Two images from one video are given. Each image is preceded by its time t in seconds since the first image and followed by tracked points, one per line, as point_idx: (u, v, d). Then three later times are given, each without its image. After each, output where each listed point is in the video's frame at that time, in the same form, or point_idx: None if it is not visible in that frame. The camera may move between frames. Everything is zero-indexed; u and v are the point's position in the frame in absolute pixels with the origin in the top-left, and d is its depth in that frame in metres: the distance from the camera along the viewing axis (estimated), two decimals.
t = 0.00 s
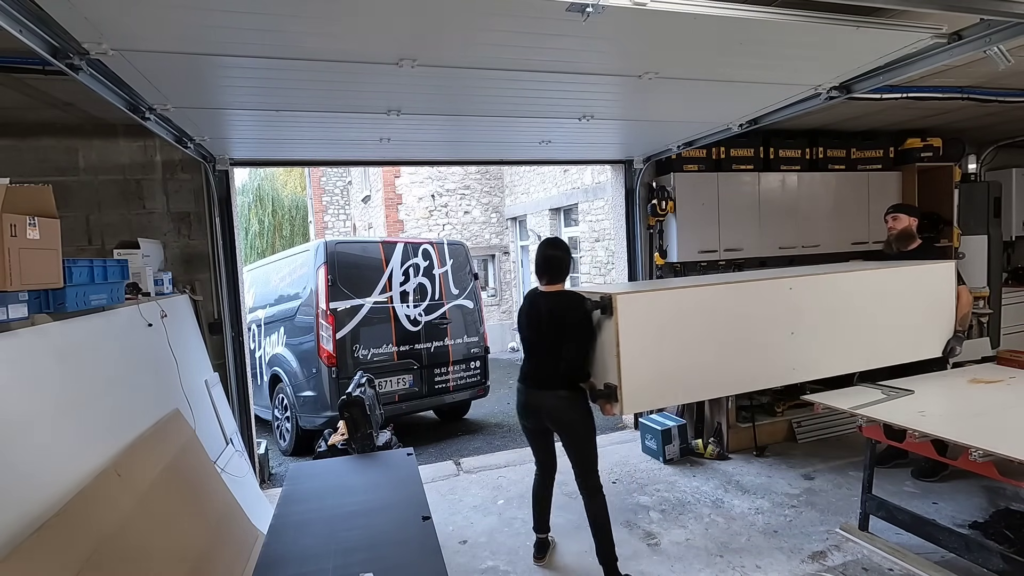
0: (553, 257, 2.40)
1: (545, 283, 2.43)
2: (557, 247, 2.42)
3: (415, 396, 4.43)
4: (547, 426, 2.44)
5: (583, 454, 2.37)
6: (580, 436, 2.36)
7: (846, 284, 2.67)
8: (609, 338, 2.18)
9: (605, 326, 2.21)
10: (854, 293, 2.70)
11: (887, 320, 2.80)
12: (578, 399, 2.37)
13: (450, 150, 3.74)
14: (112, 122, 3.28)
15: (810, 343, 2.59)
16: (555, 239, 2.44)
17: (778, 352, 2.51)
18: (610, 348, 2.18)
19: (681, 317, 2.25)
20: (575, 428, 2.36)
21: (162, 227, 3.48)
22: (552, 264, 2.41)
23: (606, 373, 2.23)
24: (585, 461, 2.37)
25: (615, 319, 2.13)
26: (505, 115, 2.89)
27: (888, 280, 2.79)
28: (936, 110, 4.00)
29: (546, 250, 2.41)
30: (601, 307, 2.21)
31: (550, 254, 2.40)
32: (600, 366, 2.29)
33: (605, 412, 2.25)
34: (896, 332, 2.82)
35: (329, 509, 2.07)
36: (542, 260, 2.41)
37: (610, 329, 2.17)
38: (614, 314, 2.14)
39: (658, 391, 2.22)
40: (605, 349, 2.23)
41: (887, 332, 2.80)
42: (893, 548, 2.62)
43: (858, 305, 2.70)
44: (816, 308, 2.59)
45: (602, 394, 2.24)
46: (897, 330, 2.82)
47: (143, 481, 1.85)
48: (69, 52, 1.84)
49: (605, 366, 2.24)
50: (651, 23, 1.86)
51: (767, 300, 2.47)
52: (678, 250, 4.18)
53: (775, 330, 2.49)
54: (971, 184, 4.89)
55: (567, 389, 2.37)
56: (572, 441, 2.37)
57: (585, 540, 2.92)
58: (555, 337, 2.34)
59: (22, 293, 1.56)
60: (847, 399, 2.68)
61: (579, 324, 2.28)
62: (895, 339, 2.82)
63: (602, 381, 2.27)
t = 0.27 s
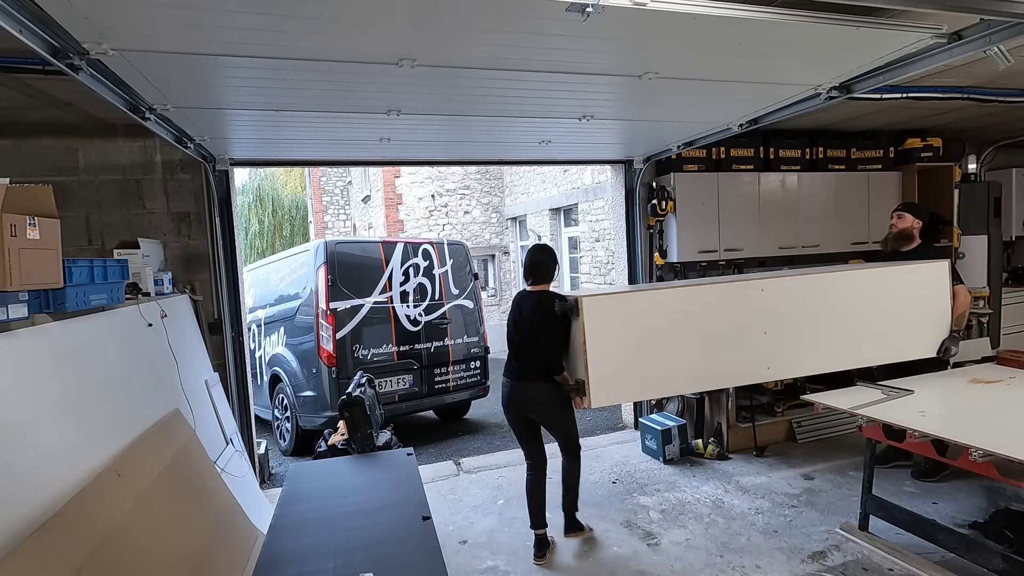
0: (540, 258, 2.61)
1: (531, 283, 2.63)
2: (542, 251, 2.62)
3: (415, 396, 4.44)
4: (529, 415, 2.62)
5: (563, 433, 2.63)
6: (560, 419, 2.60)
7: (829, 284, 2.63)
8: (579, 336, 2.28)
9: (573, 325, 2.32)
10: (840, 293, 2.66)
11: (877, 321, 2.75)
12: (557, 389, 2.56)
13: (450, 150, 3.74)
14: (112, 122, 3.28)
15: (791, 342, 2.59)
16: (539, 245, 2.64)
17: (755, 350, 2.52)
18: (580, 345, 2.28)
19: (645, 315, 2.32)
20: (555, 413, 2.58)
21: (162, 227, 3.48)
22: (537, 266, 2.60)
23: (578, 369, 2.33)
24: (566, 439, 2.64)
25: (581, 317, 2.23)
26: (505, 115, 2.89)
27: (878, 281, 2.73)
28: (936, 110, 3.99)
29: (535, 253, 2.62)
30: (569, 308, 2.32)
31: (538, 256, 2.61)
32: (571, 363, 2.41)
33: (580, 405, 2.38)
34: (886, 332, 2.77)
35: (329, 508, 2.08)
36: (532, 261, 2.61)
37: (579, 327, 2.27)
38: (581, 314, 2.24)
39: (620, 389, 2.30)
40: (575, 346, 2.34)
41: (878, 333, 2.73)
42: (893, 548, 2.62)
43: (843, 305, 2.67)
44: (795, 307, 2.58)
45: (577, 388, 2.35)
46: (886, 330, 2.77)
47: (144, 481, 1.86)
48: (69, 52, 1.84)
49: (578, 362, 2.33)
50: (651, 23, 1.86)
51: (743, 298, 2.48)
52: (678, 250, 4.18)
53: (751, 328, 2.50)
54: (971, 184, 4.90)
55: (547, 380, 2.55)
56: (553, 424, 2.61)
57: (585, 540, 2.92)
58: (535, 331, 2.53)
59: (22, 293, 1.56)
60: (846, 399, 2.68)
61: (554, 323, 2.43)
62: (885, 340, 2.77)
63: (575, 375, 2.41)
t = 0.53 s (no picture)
0: (529, 262, 2.77)
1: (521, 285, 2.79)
2: (532, 254, 2.78)
3: (415, 396, 4.44)
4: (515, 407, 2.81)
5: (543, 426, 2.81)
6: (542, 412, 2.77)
7: (802, 285, 2.64)
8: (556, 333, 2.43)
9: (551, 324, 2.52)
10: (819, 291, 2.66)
11: (856, 323, 2.71)
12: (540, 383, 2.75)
13: (450, 150, 3.74)
14: (112, 122, 3.28)
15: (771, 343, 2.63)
16: (531, 248, 2.79)
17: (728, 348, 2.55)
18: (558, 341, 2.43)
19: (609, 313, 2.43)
20: (537, 406, 2.76)
21: (162, 227, 3.48)
22: (528, 268, 2.77)
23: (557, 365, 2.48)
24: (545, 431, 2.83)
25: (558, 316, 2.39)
26: (505, 115, 2.89)
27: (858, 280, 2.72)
28: (936, 110, 3.99)
29: (526, 256, 2.77)
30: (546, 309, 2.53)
31: (528, 260, 2.76)
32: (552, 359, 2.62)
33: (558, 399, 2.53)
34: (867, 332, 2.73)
35: (329, 508, 2.08)
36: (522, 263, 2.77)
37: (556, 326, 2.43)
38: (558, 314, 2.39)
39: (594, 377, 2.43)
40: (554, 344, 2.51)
41: (864, 334, 2.72)
42: (893, 548, 2.62)
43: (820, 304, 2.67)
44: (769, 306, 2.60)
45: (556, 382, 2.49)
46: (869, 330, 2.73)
47: (144, 480, 1.86)
48: (69, 52, 1.84)
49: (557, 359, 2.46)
50: (651, 23, 1.86)
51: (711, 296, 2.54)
52: (678, 250, 4.18)
53: (721, 328, 2.56)
54: (971, 184, 4.89)
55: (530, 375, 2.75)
56: (534, 417, 2.78)
57: (585, 540, 2.92)
58: (519, 329, 2.72)
59: (22, 293, 1.56)
60: (847, 398, 2.68)
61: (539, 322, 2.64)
62: (873, 341, 2.74)
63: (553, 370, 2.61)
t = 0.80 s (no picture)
0: (517, 258, 3.10)
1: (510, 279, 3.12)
2: (519, 253, 3.11)
3: (415, 396, 4.43)
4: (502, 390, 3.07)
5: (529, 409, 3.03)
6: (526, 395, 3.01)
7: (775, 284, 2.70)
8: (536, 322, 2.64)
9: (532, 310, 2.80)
10: (790, 294, 2.68)
11: (834, 321, 2.72)
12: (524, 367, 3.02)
13: (450, 150, 3.74)
14: (112, 122, 3.28)
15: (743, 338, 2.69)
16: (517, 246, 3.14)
17: (688, 349, 2.66)
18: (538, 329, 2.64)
19: (569, 315, 2.57)
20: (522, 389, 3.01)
21: (163, 227, 3.48)
22: (516, 263, 3.10)
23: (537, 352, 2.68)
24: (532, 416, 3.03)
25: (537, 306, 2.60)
26: (505, 115, 2.89)
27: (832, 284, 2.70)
28: (936, 110, 3.99)
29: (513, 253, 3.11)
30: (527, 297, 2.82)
31: (516, 256, 3.10)
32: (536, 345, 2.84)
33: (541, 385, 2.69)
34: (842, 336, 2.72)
35: (329, 508, 2.08)
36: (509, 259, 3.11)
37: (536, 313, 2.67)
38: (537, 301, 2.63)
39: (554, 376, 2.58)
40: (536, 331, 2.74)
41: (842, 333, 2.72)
42: (893, 548, 2.62)
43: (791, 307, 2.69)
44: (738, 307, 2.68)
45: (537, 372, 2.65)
46: (844, 333, 2.73)
47: (144, 480, 1.86)
48: (69, 52, 1.84)
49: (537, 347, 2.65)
50: (651, 23, 1.86)
51: (677, 297, 2.64)
52: (678, 250, 4.18)
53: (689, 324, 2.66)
54: (971, 184, 4.90)
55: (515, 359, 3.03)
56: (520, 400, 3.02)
57: (585, 540, 2.92)
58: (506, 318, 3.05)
59: (22, 293, 1.56)
60: (847, 398, 2.68)
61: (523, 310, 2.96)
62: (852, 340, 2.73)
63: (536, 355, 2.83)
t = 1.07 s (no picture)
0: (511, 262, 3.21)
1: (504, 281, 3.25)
2: (513, 256, 3.21)
3: (415, 396, 4.43)
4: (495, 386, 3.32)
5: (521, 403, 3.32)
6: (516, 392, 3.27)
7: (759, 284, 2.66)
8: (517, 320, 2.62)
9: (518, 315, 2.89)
10: (761, 300, 2.65)
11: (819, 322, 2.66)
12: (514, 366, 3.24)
13: (450, 150, 3.73)
14: (112, 122, 3.28)
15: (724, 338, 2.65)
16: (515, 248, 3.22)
17: (668, 349, 2.62)
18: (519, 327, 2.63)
19: (543, 314, 2.54)
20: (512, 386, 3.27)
21: (163, 227, 3.48)
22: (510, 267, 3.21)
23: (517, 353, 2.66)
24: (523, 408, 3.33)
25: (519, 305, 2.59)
26: (505, 115, 2.89)
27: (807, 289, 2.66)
28: (936, 110, 3.99)
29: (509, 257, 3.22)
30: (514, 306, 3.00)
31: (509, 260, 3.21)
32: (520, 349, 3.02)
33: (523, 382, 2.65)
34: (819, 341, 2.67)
35: (329, 508, 2.08)
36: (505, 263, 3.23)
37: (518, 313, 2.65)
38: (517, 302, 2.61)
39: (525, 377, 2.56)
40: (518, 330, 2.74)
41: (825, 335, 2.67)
42: (893, 548, 2.62)
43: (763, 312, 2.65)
44: (710, 310, 2.64)
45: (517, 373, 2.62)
46: (824, 335, 2.68)
47: (144, 480, 1.86)
48: (69, 52, 1.84)
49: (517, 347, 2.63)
50: (652, 23, 1.86)
51: (650, 301, 2.60)
52: (678, 250, 4.18)
53: (669, 324, 2.63)
54: (971, 184, 4.90)
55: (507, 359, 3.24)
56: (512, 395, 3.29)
57: (585, 540, 2.92)
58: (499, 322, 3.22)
59: (22, 293, 1.56)
60: (847, 398, 2.68)
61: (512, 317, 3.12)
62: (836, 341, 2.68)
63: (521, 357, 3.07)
